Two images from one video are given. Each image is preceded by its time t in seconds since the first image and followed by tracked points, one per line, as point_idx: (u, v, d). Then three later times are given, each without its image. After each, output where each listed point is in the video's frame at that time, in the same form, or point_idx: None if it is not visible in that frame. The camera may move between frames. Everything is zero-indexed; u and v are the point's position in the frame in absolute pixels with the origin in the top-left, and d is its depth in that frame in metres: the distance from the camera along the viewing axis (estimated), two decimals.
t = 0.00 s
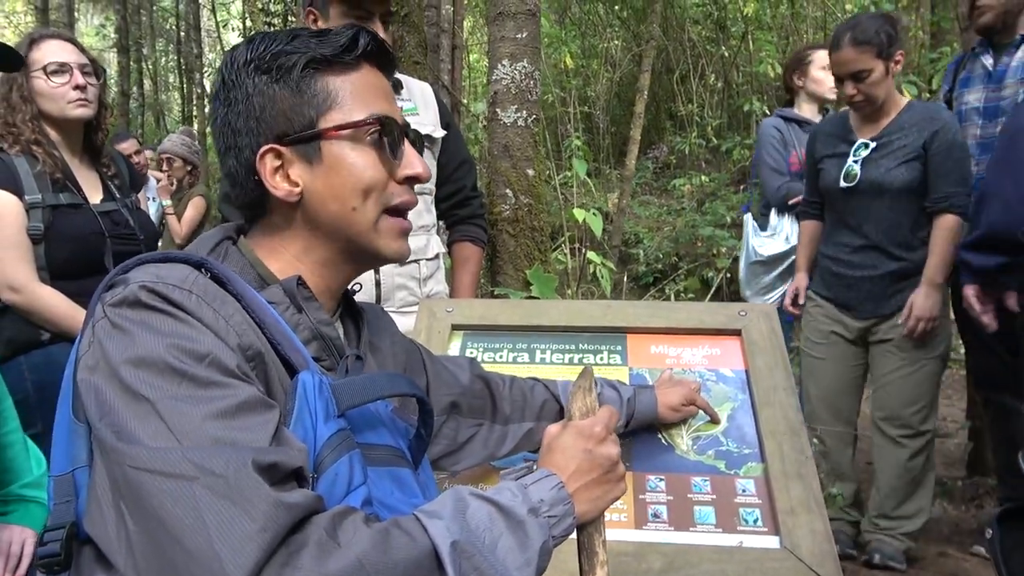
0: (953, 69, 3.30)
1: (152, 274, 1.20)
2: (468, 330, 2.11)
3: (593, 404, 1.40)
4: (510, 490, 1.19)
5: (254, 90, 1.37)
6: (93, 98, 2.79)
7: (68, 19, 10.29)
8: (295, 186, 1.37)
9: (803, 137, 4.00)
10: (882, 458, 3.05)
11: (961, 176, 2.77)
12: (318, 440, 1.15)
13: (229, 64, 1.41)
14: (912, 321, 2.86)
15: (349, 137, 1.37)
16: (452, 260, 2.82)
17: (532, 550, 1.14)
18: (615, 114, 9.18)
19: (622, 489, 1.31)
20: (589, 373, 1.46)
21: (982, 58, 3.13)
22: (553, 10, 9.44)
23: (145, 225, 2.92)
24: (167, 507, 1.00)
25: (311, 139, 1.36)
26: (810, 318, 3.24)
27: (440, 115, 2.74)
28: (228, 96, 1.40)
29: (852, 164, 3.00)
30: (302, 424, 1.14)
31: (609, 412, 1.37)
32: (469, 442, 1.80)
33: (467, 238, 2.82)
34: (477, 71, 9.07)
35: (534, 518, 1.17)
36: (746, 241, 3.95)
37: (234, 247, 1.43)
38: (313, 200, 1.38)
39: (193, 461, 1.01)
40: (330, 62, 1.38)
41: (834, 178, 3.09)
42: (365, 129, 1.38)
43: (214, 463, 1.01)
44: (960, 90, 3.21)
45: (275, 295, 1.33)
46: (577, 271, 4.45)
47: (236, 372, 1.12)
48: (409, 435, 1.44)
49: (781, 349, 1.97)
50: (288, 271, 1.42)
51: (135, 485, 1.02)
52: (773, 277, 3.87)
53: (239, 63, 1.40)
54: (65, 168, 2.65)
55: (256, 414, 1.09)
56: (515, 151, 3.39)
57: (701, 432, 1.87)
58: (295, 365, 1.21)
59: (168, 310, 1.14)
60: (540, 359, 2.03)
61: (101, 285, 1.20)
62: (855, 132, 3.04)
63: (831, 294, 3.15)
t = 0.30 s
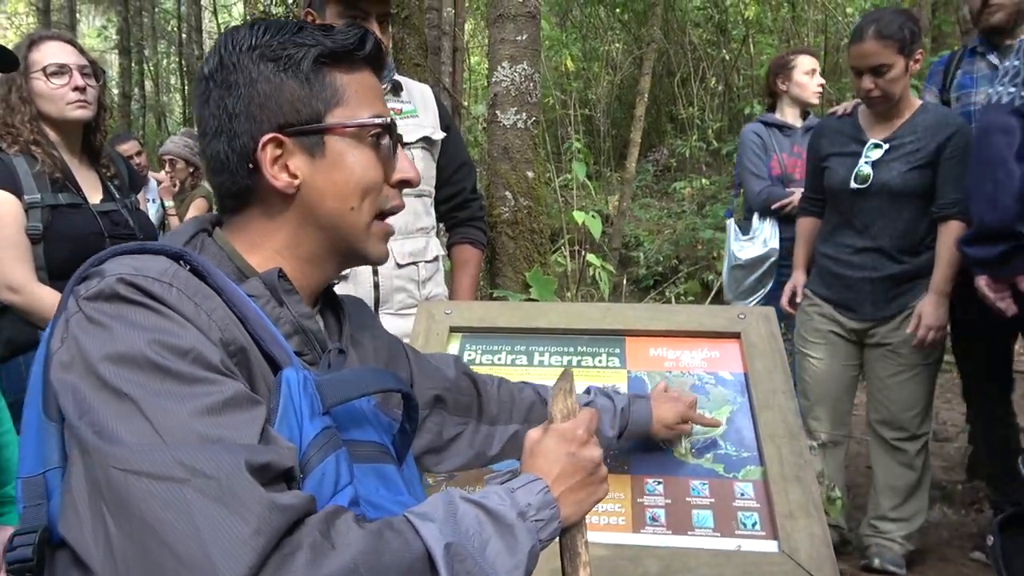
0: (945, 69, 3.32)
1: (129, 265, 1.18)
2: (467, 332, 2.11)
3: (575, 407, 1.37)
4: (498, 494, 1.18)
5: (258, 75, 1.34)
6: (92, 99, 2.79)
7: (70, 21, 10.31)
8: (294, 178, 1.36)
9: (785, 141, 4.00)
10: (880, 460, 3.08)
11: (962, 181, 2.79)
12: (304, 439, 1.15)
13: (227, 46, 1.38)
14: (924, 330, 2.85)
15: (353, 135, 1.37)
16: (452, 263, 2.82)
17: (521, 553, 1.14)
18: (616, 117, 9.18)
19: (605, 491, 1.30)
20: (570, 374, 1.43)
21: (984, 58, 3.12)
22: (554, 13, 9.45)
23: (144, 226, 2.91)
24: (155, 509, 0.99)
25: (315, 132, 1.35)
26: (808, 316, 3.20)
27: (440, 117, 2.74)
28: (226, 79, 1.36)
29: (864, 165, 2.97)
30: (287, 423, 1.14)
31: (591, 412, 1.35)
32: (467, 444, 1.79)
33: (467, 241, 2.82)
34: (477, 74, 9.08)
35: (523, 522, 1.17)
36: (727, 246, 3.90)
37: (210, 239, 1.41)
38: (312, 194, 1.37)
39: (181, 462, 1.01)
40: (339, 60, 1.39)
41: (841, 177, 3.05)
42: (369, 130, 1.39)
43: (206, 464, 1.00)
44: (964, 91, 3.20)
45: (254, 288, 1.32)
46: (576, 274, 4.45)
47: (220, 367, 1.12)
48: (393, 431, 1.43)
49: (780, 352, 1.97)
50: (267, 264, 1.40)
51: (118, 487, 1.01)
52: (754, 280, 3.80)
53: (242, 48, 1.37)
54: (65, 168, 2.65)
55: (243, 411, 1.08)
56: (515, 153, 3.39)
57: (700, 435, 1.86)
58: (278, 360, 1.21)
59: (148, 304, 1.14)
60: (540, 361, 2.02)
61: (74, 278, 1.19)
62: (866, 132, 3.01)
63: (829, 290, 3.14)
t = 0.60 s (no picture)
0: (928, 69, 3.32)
1: (75, 266, 1.14)
2: (467, 333, 2.10)
3: (559, 412, 1.35)
4: (482, 504, 1.16)
5: (200, 60, 1.28)
6: (93, 101, 2.80)
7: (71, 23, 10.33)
8: (244, 170, 1.31)
9: (771, 144, 4.02)
10: (881, 464, 3.06)
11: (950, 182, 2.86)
12: (268, 445, 1.14)
13: (165, 28, 1.30)
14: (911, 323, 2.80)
15: (308, 125, 1.34)
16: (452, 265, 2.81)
17: (504, 566, 1.12)
18: (617, 118, 9.19)
19: (591, 498, 1.27)
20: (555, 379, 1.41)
21: (972, 59, 3.12)
22: (555, 15, 9.46)
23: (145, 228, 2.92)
24: (119, 529, 0.96)
25: (265, 122, 1.30)
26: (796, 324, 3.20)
27: (439, 119, 2.73)
28: (168, 64, 1.29)
29: (846, 166, 2.96)
30: (251, 430, 1.12)
31: (575, 418, 1.31)
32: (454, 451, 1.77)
33: (467, 242, 2.82)
34: (479, 76, 9.12)
35: (507, 534, 1.15)
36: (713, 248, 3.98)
37: (155, 235, 1.35)
38: (264, 186, 1.33)
39: (146, 479, 0.98)
40: (287, 46, 1.34)
41: (826, 179, 3.02)
42: (322, 119, 1.35)
43: (173, 481, 0.98)
44: (953, 91, 3.17)
45: (205, 287, 1.28)
46: (577, 275, 4.45)
47: (179, 374, 1.11)
48: (351, 431, 1.45)
49: (781, 352, 1.96)
50: (218, 262, 1.36)
51: (73, 505, 0.98)
52: (736, 282, 3.87)
53: (186, 30, 1.29)
54: (65, 170, 2.66)
55: (205, 420, 1.07)
56: (515, 154, 3.39)
57: (701, 435, 1.85)
58: (237, 365, 1.21)
59: (98, 308, 1.10)
60: (540, 362, 2.01)
61: (14, 280, 1.15)
62: (844, 133, 3.01)
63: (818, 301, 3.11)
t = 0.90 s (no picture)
0: (909, 63, 3.30)
1: None
2: (466, 333, 2.10)
3: (542, 421, 1.36)
4: (461, 519, 1.16)
5: (164, 36, 1.22)
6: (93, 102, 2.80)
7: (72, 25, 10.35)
8: (200, 159, 1.26)
9: (763, 146, 4.01)
10: (881, 465, 3.06)
11: (946, 173, 2.86)
12: (220, 453, 1.10)
13: None
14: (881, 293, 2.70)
15: (270, 118, 1.30)
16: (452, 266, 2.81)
17: None
18: (617, 119, 9.19)
19: (574, 510, 1.27)
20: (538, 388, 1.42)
21: (961, 57, 3.12)
22: (555, 17, 9.47)
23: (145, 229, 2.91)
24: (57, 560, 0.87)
25: (228, 111, 1.25)
26: (795, 328, 3.19)
27: (439, 120, 2.73)
28: (125, 36, 1.22)
29: (839, 165, 2.96)
30: (200, 438, 1.07)
31: (558, 426, 1.31)
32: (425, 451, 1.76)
33: (466, 243, 2.82)
34: (479, 78, 9.14)
35: (487, 550, 1.15)
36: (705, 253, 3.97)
37: (83, 228, 1.28)
38: (219, 178, 1.28)
39: (89, 504, 0.89)
40: (258, 32, 1.30)
41: (819, 177, 3.02)
42: (286, 113, 1.32)
43: (121, 505, 0.90)
44: (942, 90, 3.15)
45: (141, 282, 1.23)
46: (577, 276, 4.46)
47: (119, 383, 1.01)
48: (308, 427, 1.43)
49: (781, 352, 1.96)
50: (155, 255, 1.29)
51: None
52: (728, 285, 3.83)
53: (147, 2, 1.22)
54: (65, 172, 2.65)
55: (150, 433, 0.99)
56: (514, 155, 3.38)
57: (701, 436, 1.85)
58: (181, 368, 1.13)
59: (24, 314, 0.99)
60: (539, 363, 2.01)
61: None
62: (833, 133, 3.02)
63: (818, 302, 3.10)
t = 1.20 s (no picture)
0: (912, 57, 3.26)
1: None
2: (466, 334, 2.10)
3: (532, 425, 1.35)
4: (454, 527, 1.16)
5: (139, 23, 1.17)
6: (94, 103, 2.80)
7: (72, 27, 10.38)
8: (181, 152, 1.24)
9: (759, 145, 4.01)
10: (882, 465, 3.06)
11: (944, 173, 2.88)
12: (194, 465, 1.07)
13: None
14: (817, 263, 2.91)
15: (242, 109, 1.30)
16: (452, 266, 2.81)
17: None
18: (618, 119, 9.19)
19: (566, 513, 1.27)
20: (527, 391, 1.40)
21: (968, 57, 3.12)
22: (555, 17, 9.47)
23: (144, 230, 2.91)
24: None
25: (208, 102, 1.24)
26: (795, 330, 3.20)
27: (439, 121, 2.73)
28: (96, 20, 1.15)
29: (839, 164, 2.96)
30: (170, 453, 1.05)
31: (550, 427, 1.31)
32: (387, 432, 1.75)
33: (467, 243, 2.82)
34: (479, 79, 9.13)
35: (480, 558, 1.16)
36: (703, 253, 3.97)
37: (22, 224, 1.21)
38: (195, 172, 1.26)
39: (63, 539, 0.88)
40: (230, 20, 1.29)
41: (819, 177, 3.02)
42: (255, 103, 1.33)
43: (95, 537, 0.89)
44: (946, 88, 3.16)
45: (93, 284, 1.17)
46: (578, 277, 4.45)
47: (83, 401, 0.99)
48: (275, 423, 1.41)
49: (782, 352, 1.96)
50: (109, 254, 1.24)
51: None
52: (727, 285, 3.84)
53: None
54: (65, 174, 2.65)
55: (119, 452, 0.97)
56: (515, 155, 3.38)
57: (702, 436, 1.85)
58: (144, 376, 1.12)
59: None
60: (540, 364, 2.01)
61: None
62: (835, 133, 3.02)
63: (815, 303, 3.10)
